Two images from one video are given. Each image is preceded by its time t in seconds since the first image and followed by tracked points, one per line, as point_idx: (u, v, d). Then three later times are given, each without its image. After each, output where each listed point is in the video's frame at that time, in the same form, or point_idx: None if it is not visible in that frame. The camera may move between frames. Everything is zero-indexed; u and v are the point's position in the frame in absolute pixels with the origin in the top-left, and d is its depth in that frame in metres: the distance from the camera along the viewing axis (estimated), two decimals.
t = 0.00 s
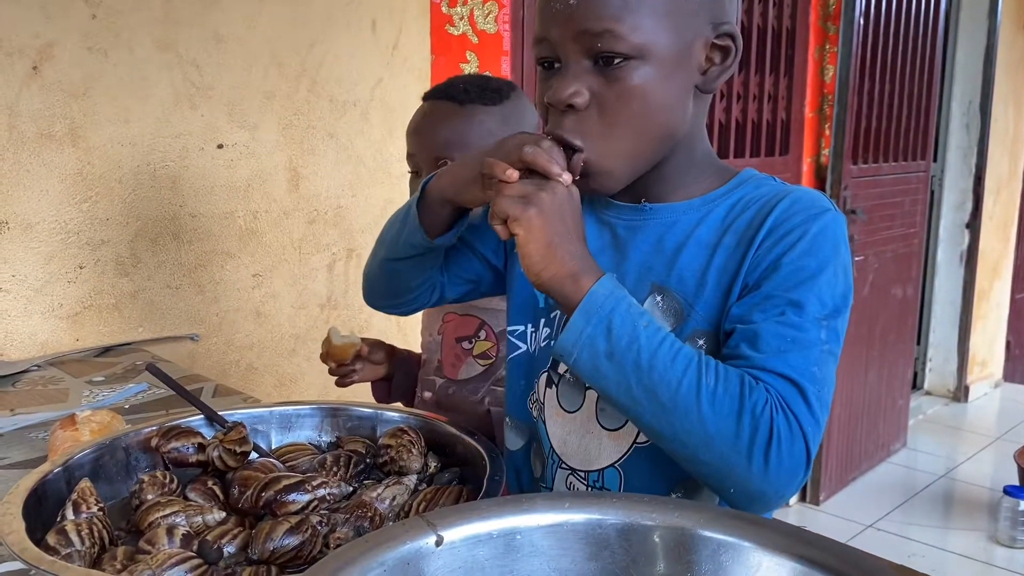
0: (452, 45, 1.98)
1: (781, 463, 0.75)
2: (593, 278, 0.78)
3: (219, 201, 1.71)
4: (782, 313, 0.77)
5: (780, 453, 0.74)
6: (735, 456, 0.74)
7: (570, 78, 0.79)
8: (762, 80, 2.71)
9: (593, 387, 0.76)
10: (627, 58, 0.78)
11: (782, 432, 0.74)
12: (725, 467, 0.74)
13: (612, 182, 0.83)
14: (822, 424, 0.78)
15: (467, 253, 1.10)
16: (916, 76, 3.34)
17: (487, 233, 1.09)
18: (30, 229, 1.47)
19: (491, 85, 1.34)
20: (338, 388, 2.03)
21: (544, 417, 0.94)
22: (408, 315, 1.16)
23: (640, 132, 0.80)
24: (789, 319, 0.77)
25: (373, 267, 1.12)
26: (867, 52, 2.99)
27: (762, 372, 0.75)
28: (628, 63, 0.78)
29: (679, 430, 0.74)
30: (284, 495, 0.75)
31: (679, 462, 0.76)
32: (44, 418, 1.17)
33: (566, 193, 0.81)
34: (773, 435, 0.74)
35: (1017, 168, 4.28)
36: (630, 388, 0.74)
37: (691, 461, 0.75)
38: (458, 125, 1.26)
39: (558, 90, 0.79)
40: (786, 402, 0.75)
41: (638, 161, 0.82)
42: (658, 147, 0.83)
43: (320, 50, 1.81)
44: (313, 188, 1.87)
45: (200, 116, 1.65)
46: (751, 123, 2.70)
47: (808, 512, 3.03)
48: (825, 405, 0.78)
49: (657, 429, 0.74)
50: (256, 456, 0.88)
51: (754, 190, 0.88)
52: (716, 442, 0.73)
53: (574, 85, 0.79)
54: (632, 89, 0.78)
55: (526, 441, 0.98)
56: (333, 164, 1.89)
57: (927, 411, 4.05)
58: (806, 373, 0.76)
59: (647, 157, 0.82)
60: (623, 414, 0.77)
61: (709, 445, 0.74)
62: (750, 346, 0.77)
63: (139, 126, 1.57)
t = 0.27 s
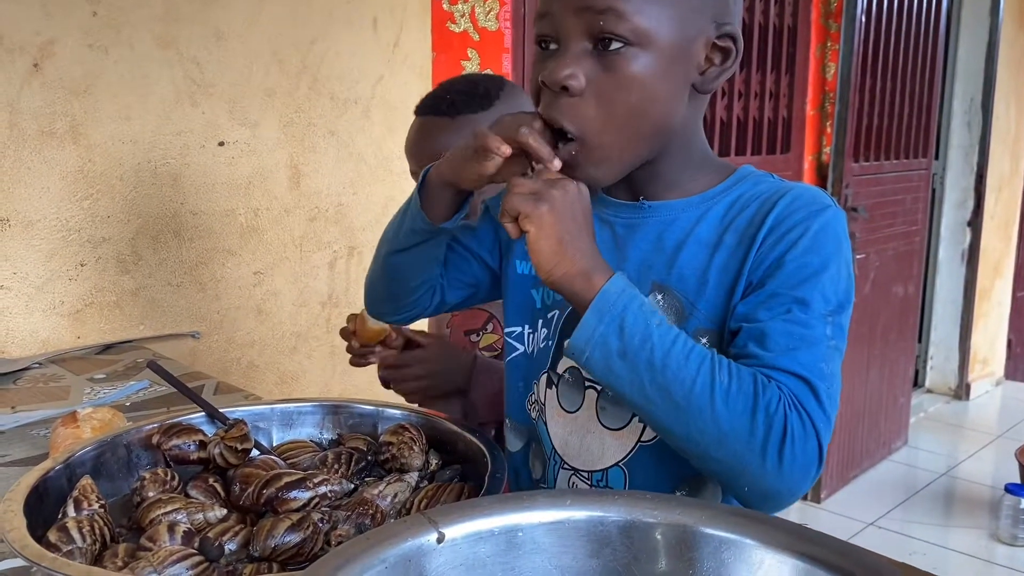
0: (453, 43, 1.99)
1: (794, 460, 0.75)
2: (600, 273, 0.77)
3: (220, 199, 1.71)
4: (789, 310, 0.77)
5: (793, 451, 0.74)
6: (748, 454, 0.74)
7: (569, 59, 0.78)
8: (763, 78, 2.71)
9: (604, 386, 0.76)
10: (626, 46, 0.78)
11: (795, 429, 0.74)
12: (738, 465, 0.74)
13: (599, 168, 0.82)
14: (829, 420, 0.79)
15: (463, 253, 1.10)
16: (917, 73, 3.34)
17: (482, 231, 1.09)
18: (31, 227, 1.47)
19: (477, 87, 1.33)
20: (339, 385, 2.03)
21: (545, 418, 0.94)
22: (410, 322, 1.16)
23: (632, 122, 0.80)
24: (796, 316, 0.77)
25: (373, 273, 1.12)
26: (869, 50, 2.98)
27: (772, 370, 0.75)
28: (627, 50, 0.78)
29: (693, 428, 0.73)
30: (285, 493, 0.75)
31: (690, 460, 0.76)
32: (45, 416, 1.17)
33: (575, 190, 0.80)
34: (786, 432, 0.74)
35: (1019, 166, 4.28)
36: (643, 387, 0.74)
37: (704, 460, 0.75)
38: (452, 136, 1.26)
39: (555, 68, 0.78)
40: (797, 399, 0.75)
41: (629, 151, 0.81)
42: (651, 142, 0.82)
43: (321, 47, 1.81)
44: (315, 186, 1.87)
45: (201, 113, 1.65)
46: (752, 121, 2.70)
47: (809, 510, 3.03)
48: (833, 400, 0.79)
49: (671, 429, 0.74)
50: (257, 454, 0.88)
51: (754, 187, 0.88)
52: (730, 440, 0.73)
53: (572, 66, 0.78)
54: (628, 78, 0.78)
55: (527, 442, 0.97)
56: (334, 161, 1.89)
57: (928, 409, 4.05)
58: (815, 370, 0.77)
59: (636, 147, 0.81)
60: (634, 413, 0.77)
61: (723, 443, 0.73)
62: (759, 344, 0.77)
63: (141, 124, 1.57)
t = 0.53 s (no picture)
0: (454, 41, 1.99)
1: (810, 468, 0.76)
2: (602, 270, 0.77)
3: (222, 197, 1.71)
4: (798, 316, 0.78)
5: (810, 460, 0.76)
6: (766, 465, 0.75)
7: (564, 60, 0.78)
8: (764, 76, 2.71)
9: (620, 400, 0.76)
10: (621, 48, 0.78)
11: (810, 439, 0.76)
12: (756, 475, 0.75)
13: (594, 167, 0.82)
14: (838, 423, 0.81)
15: (464, 265, 1.09)
16: (919, 72, 3.34)
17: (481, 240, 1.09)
18: (33, 225, 1.47)
19: (478, 89, 1.33)
20: (340, 383, 2.03)
21: (547, 419, 0.94)
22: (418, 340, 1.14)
23: (627, 122, 0.80)
24: (805, 323, 0.77)
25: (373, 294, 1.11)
26: (870, 48, 2.98)
27: (785, 379, 0.76)
28: (622, 52, 0.78)
29: (711, 442, 0.74)
30: (286, 490, 0.75)
31: (706, 470, 0.77)
32: (47, 413, 1.17)
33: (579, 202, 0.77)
34: (803, 443, 0.75)
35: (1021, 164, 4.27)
36: (661, 402, 0.74)
37: (721, 470, 0.76)
38: (453, 137, 1.26)
39: (549, 70, 0.78)
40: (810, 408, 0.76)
41: (625, 149, 0.82)
42: (647, 139, 0.82)
43: (322, 45, 1.81)
44: (316, 184, 1.87)
45: (202, 111, 1.65)
46: (754, 119, 2.70)
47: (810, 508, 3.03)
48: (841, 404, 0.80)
49: (689, 442, 0.75)
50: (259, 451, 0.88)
51: (754, 185, 0.88)
52: (747, 451, 0.74)
53: (566, 69, 0.77)
54: (623, 80, 0.78)
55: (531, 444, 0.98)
56: (335, 159, 1.89)
57: (929, 407, 4.05)
58: (825, 377, 0.78)
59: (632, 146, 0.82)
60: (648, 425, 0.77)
61: (740, 454, 0.74)
62: (769, 352, 0.77)
63: (142, 122, 1.57)
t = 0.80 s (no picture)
0: (455, 39, 1.99)
1: (868, 481, 0.79)
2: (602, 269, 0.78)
3: (222, 195, 1.71)
4: (829, 341, 0.77)
5: (868, 475, 0.79)
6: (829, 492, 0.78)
7: (567, 49, 0.79)
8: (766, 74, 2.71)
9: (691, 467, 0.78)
10: (625, 34, 0.78)
11: (866, 457, 0.78)
12: (821, 501, 0.78)
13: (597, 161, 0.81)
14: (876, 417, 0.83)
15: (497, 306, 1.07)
16: (920, 70, 3.33)
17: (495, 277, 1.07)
18: (34, 223, 1.48)
19: (483, 86, 1.32)
20: (341, 381, 2.03)
21: (546, 422, 0.94)
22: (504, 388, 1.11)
23: (629, 113, 0.80)
24: (836, 347, 0.77)
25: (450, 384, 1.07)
26: (871, 46, 2.98)
27: (831, 409, 0.77)
28: (626, 38, 0.78)
29: (777, 484, 0.77)
30: (287, 489, 0.76)
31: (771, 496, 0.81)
32: (48, 413, 1.17)
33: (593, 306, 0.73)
34: (860, 464, 0.78)
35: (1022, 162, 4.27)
36: (729, 467, 0.77)
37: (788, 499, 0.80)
38: (457, 135, 1.26)
39: (553, 59, 0.79)
40: (860, 427, 0.78)
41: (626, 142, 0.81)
42: (648, 135, 0.82)
43: (323, 44, 1.81)
44: (317, 182, 1.87)
45: (203, 110, 1.65)
46: (755, 118, 2.70)
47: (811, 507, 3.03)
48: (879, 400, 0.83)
49: (755, 487, 0.78)
50: (259, 450, 0.88)
51: (753, 186, 0.86)
52: (810, 485, 0.77)
53: (570, 56, 0.79)
54: (626, 67, 0.78)
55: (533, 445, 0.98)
56: (336, 158, 1.89)
57: (930, 406, 4.05)
58: (863, 392, 0.79)
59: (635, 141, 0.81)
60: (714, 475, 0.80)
61: (804, 488, 0.77)
62: (811, 381, 0.78)
63: (143, 120, 1.57)
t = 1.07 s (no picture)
0: (456, 37, 1.98)
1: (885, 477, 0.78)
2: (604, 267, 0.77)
3: (224, 193, 1.71)
4: (835, 342, 0.77)
5: (886, 471, 0.77)
6: (852, 493, 0.76)
7: (583, 41, 0.79)
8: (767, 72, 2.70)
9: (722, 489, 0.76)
10: (642, 29, 0.78)
11: (884, 453, 0.77)
12: (842, 501, 0.77)
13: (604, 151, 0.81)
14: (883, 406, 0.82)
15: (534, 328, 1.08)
16: (922, 69, 3.33)
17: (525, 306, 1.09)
18: (36, 221, 1.48)
19: (484, 84, 1.32)
20: (342, 379, 2.03)
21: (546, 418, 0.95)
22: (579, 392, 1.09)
23: (639, 107, 0.79)
24: (843, 347, 0.77)
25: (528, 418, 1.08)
26: (873, 44, 2.97)
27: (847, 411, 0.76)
28: (643, 34, 0.78)
29: (802, 490, 0.76)
30: (289, 487, 0.75)
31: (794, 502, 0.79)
32: (49, 410, 1.17)
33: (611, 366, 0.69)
34: (879, 461, 0.76)
35: None
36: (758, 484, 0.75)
37: (809, 501, 0.78)
38: (457, 133, 1.26)
39: (569, 50, 0.79)
40: (872, 424, 0.77)
41: (635, 135, 0.81)
42: (654, 130, 0.82)
43: (324, 42, 1.81)
44: (318, 180, 1.86)
45: (204, 107, 1.64)
46: (756, 116, 2.70)
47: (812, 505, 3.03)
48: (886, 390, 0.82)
49: (778, 495, 0.76)
50: (260, 447, 0.88)
51: (751, 187, 0.85)
52: (835, 488, 0.76)
53: (586, 48, 0.78)
54: (642, 61, 0.78)
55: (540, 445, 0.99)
56: (337, 155, 1.89)
57: (931, 404, 4.04)
58: (874, 391, 0.78)
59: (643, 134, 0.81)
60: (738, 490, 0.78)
61: (829, 492, 0.76)
62: (824, 385, 0.77)
63: (144, 118, 1.57)
